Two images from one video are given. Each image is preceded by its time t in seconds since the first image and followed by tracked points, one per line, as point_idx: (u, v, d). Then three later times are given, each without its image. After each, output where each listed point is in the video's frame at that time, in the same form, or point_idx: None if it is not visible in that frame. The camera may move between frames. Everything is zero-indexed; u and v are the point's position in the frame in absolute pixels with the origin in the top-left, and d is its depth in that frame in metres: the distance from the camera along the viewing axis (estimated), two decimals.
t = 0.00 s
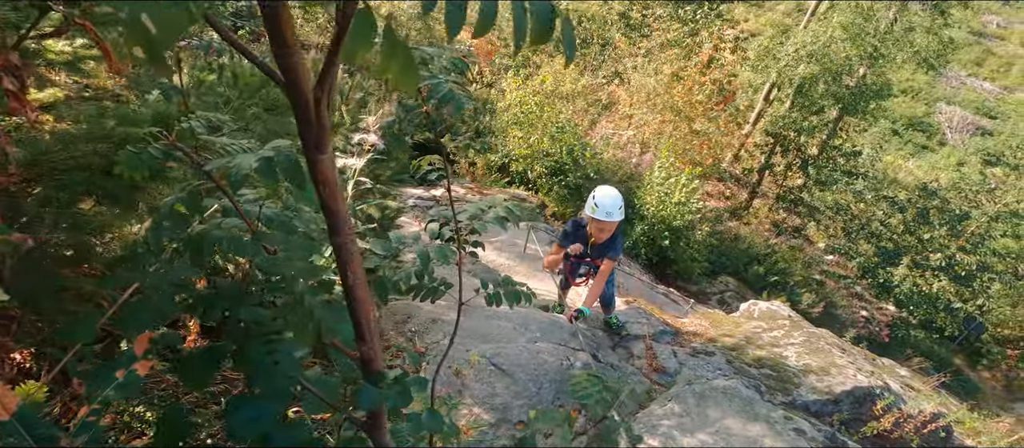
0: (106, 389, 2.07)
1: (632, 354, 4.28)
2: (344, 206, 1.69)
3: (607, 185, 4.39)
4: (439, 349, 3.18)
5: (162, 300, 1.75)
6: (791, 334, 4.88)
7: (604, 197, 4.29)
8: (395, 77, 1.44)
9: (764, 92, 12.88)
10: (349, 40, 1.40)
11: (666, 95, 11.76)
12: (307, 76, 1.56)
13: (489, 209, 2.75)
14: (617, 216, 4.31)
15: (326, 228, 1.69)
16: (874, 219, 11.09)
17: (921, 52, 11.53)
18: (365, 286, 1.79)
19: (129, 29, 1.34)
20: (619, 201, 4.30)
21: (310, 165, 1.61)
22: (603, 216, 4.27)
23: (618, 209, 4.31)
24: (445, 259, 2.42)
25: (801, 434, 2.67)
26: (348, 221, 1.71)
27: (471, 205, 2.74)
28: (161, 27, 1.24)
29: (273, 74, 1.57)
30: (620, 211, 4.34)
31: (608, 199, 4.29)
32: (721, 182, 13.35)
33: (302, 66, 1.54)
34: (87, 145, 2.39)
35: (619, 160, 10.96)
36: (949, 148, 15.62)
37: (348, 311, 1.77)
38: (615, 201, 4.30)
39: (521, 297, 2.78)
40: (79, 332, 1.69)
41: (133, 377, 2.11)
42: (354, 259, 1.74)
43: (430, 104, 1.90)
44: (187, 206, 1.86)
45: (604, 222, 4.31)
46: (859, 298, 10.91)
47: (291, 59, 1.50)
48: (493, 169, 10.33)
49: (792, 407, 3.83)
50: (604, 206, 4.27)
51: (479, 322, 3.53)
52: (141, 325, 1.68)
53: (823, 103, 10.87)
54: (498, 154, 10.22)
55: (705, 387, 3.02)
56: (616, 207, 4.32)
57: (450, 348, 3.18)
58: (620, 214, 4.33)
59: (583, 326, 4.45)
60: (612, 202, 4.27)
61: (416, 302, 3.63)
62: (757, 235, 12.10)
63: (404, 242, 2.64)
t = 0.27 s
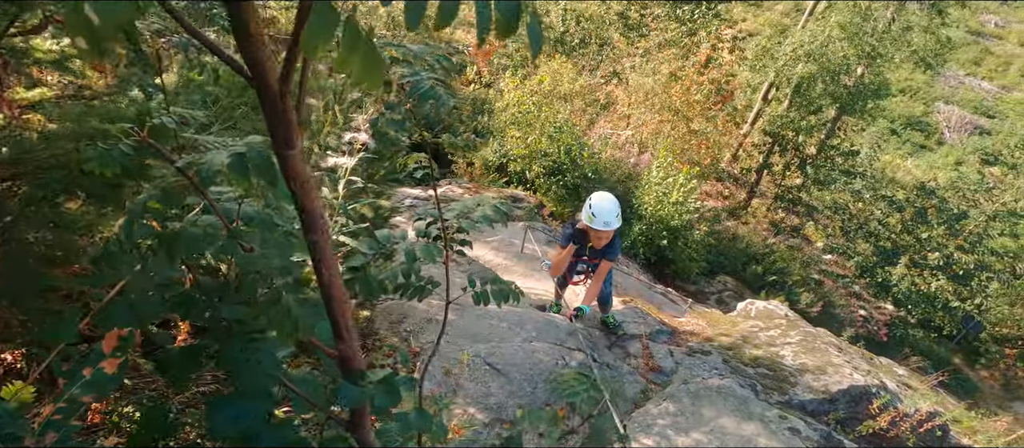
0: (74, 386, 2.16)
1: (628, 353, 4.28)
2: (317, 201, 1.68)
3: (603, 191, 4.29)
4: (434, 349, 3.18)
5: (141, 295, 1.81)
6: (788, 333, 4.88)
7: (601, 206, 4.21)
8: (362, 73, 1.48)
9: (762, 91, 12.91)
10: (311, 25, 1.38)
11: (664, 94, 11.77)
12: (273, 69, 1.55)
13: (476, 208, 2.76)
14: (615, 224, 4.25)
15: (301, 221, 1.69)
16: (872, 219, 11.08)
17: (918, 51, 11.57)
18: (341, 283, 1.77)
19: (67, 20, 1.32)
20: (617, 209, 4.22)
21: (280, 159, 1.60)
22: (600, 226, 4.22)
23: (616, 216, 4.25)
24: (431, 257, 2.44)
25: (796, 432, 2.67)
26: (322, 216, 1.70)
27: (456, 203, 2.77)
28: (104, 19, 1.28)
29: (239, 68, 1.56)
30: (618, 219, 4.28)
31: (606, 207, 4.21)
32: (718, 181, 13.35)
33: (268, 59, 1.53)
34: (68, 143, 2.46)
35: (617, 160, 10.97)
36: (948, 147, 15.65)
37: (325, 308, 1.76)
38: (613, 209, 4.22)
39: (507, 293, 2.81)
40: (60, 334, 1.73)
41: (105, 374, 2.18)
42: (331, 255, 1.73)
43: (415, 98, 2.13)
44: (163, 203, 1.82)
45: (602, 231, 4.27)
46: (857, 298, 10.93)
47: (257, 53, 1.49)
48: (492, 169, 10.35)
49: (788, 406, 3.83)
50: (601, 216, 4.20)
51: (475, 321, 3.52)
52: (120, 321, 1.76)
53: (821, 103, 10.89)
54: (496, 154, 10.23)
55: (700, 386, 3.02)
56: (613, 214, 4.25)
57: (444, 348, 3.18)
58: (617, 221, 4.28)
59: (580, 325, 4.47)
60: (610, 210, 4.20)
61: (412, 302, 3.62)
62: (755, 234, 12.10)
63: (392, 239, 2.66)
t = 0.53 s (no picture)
0: (37, 384, 2.15)
1: (624, 353, 4.27)
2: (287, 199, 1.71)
3: (604, 198, 4.36)
4: (428, 349, 3.18)
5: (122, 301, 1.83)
6: (784, 332, 4.87)
7: (603, 215, 4.28)
8: (319, 68, 1.53)
9: (760, 91, 12.93)
10: (265, 16, 1.44)
11: (662, 94, 11.77)
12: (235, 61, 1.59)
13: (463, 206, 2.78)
14: (617, 233, 4.32)
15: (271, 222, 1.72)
16: (870, 218, 11.06)
17: (915, 50, 11.61)
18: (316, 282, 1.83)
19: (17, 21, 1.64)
20: (618, 218, 4.30)
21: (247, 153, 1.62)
22: (603, 235, 4.28)
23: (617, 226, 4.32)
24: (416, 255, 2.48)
25: (790, 432, 2.67)
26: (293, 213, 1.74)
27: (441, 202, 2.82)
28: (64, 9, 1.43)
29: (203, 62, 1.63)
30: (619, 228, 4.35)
31: (607, 216, 4.28)
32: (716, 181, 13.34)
33: (228, 49, 1.57)
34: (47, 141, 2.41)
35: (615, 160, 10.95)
36: (946, 147, 15.66)
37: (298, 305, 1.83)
38: (614, 218, 4.29)
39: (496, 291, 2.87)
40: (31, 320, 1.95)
41: (68, 372, 2.15)
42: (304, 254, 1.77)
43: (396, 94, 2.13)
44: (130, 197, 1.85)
45: (604, 240, 4.32)
46: (853, 297, 10.66)
47: (217, 43, 1.53)
48: (490, 169, 10.34)
49: (784, 405, 3.83)
50: (603, 225, 4.26)
51: (470, 321, 3.50)
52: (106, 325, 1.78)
53: (819, 102, 10.90)
54: (494, 154, 10.24)
55: (695, 386, 3.01)
56: (614, 223, 4.31)
57: (439, 348, 3.17)
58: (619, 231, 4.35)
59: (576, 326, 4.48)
60: (612, 219, 4.27)
61: (408, 302, 3.61)
62: (753, 233, 12.08)
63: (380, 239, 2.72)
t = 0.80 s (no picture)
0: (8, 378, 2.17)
1: (620, 353, 4.26)
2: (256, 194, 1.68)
3: (613, 204, 4.32)
4: (422, 348, 3.18)
5: (84, 290, 1.69)
6: (781, 331, 4.87)
7: (613, 220, 4.24)
8: (278, 52, 1.44)
9: (758, 90, 12.94)
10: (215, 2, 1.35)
11: (660, 94, 11.79)
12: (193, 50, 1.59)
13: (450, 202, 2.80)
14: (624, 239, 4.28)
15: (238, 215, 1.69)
16: (868, 217, 11.03)
17: (913, 50, 11.62)
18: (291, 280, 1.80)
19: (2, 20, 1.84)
20: (627, 225, 4.27)
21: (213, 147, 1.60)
22: (612, 241, 4.23)
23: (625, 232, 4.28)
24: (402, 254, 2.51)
25: (784, 431, 2.67)
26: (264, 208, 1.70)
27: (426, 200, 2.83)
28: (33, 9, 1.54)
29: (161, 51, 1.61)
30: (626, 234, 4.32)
31: (616, 222, 4.25)
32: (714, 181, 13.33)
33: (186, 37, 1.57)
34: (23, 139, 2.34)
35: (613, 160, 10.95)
36: (944, 146, 15.68)
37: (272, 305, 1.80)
38: (623, 225, 4.25)
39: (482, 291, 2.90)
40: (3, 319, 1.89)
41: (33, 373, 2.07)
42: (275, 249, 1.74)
43: (375, 91, 2.25)
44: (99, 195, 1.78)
45: (612, 246, 4.28)
46: (852, 296, 10.73)
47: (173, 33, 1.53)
48: (487, 169, 10.32)
49: (780, 404, 3.83)
50: (613, 231, 4.21)
51: (464, 320, 3.50)
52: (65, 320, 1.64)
53: (816, 101, 10.91)
54: (492, 154, 10.23)
55: (690, 385, 3.00)
56: (623, 229, 4.27)
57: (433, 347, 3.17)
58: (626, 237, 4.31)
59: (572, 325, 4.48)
60: (620, 226, 4.23)
61: (402, 301, 3.60)
62: (751, 233, 12.07)
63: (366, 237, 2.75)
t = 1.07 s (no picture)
0: None
1: (616, 352, 4.24)
2: (222, 189, 1.61)
3: (625, 207, 4.28)
4: (417, 348, 3.17)
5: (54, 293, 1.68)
6: (777, 330, 4.86)
7: (627, 224, 4.20)
8: (231, 42, 1.26)
9: (756, 90, 12.96)
10: None
11: (658, 94, 11.80)
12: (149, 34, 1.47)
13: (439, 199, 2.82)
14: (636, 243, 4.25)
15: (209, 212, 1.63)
16: (867, 216, 10.94)
17: (910, 49, 11.64)
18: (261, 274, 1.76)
19: None
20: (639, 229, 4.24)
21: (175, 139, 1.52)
22: (625, 244, 4.19)
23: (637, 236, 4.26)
24: (386, 251, 2.52)
25: (779, 430, 2.67)
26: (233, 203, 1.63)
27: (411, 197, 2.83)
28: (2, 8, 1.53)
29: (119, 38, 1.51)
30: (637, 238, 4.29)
31: (629, 225, 4.22)
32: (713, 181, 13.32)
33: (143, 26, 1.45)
34: None
35: (611, 160, 10.94)
36: (942, 145, 15.70)
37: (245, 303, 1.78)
38: (635, 228, 4.23)
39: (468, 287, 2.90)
40: None
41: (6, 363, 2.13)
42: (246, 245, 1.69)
43: (356, 86, 2.28)
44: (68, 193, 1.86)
45: (623, 249, 4.23)
46: (850, 296, 10.77)
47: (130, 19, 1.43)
48: (485, 169, 10.29)
49: (776, 403, 3.83)
50: (626, 234, 4.17)
51: (459, 320, 3.49)
52: (43, 320, 1.64)
53: (814, 101, 10.93)
54: (490, 154, 10.21)
55: (685, 384, 3.00)
56: (635, 232, 4.24)
57: (428, 347, 3.17)
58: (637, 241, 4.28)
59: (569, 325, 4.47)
60: (633, 229, 4.20)
61: (397, 300, 3.59)
62: (750, 233, 12.06)
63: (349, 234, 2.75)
